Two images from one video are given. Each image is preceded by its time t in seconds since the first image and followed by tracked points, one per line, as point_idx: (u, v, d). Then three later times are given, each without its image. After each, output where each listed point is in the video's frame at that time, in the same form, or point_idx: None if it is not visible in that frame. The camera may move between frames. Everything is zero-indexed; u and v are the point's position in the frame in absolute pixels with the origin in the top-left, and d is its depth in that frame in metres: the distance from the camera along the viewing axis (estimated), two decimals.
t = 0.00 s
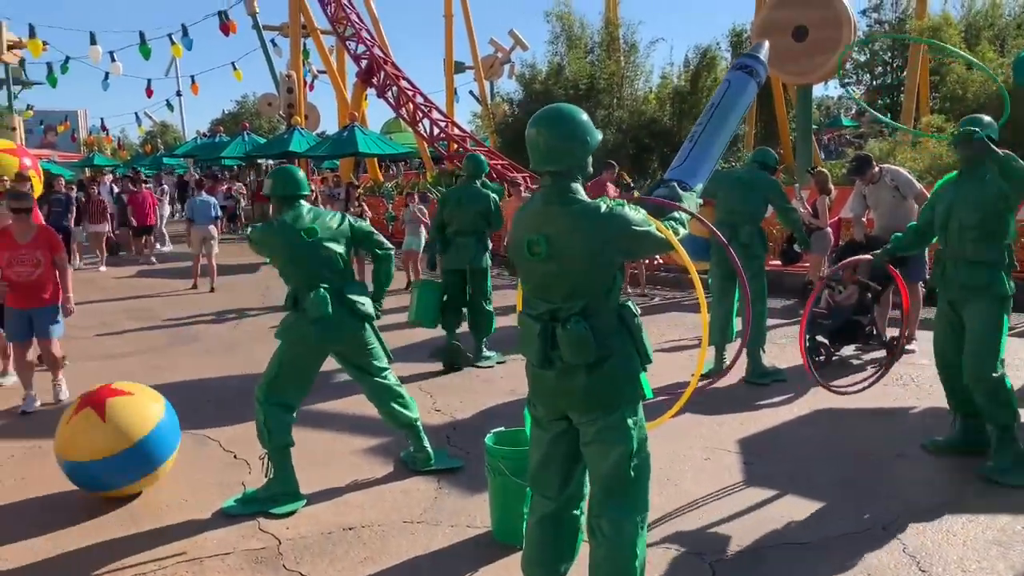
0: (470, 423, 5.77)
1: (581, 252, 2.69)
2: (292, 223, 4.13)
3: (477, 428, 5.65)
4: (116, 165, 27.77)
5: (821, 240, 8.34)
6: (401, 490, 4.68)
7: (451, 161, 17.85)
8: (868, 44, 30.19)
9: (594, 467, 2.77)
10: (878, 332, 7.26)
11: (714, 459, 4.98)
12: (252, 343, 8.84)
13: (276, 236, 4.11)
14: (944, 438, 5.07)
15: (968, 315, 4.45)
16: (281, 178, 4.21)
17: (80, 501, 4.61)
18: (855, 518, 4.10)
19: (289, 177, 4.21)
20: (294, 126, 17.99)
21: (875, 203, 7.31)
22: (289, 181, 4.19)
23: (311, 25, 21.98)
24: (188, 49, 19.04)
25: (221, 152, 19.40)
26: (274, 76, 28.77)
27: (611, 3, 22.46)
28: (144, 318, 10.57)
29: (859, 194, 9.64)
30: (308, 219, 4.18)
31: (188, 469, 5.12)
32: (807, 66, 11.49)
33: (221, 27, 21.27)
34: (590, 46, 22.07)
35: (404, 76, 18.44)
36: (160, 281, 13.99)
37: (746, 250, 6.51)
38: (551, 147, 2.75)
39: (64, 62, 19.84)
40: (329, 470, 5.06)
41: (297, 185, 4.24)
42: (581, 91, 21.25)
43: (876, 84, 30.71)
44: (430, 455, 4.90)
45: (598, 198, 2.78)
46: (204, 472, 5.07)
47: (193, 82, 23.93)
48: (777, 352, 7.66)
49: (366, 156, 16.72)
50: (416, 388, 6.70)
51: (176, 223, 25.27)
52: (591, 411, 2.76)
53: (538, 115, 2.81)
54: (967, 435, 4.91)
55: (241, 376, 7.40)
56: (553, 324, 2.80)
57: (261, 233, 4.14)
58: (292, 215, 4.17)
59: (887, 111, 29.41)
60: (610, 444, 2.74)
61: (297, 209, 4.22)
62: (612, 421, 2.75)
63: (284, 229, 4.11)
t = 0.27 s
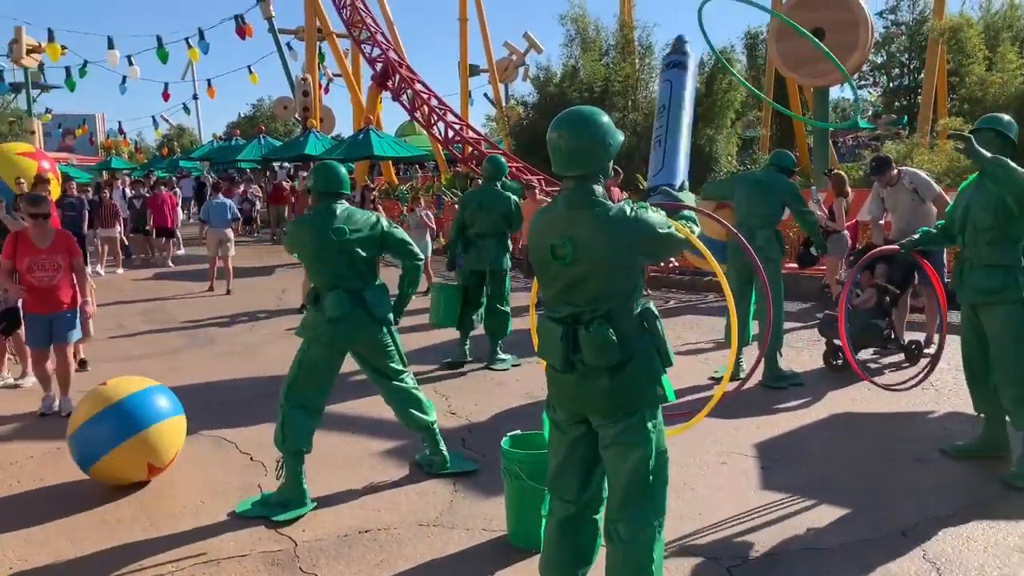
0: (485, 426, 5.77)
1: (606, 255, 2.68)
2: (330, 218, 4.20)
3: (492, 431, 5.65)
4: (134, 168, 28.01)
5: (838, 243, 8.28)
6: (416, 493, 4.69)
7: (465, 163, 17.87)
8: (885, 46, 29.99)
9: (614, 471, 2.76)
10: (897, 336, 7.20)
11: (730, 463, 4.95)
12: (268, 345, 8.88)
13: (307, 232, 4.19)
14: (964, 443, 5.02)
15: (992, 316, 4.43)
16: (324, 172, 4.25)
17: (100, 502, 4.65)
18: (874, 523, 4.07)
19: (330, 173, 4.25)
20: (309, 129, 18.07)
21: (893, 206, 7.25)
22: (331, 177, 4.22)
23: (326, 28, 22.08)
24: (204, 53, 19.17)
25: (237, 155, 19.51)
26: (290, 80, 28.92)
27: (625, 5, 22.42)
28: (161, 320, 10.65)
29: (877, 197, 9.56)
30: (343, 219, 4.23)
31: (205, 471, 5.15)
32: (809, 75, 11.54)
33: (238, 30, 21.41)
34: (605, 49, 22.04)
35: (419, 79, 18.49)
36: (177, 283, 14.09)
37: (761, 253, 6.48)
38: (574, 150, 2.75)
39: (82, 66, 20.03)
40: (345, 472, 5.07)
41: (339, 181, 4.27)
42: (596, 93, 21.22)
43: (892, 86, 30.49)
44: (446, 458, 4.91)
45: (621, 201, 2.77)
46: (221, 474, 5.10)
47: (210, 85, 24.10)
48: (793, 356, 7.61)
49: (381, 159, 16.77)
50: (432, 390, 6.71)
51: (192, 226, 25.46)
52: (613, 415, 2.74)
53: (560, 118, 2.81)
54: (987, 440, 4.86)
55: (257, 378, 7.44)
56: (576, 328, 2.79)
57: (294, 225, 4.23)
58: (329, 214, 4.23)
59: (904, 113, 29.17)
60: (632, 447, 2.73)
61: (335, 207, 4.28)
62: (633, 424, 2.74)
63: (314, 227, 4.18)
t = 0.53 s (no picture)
0: (487, 431, 5.77)
1: (624, 258, 2.68)
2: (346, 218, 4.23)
3: (495, 436, 5.65)
4: (137, 173, 28.07)
5: (840, 248, 8.28)
6: (419, 498, 4.69)
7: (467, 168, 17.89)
8: (887, 49, 30.02)
9: (627, 476, 2.75)
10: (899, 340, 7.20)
11: (733, 467, 4.95)
12: (270, 350, 8.90)
13: (324, 232, 4.20)
14: (968, 447, 5.01)
15: (994, 320, 4.43)
16: (345, 172, 4.28)
17: (103, 507, 4.65)
18: (877, 528, 4.06)
19: (352, 174, 4.28)
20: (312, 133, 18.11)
21: (895, 210, 7.25)
22: (353, 179, 4.25)
23: (328, 33, 22.15)
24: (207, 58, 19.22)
25: (239, 160, 19.55)
26: (292, 85, 28.98)
27: (627, 10, 22.45)
28: (164, 325, 10.66)
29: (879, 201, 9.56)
30: (360, 221, 4.26)
31: (207, 476, 5.15)
32: (809, 79, 11.53)
33: (240, 36, 21.48)
34: (607, 53, 22.06)
35: (421, 84, 18.52)
36: (180, 288, 14.12)
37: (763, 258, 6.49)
38: (579, 157, 2.75)
39: (86, 71, 20.09)
40: (348, 477, 5.07)
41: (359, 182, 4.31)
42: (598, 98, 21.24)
43: (895, 90, 30.48)
44: (449, 463, 4.92)
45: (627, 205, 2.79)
46: (224, 479, 5.10)
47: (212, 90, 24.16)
48: (796, 360, 7.61)
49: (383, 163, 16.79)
50: (434, 395, 6.72)
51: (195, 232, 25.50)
52: (628, 419, 2.74)
53: (565, 122, 2.81)
54: (990, 444, 4.85)
55: (259, 383, 7.45)
56: (590, 334, 2.77)
57: (312, 225, 4.22)
58: (347, 215, 4.26)
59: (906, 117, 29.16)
60: (647, 451, 2.74)
61: (352, 208, 4.31)
62: (647, 427, 2.76)
63: (332, 228, 4.20)
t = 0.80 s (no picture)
0: (481, 439, 5.77)
1: (617, 266, 2.70)
2: (348, 225, 4.24)
3: (488, 445, 5.64)
4: (129, 181, 28.00)
5: (832, 255, 8.32)
6: (412, 507, 4.68)
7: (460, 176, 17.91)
8: (877, 58, 30.25)
9: (617, 485, 2.75)
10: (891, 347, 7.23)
11: (726, 475, 4.96)
12: (263, 358, 8.87)
13: (328, 237, 4.19)
14: (959, 454, 5.03)
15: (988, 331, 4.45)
16: (350, 180, 4.31)
17: (94, 517, 4.62)
18: (869, 535, 4.07)
19: (358, 182, 4.32)
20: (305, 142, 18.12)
21: (886, 217, 7.29)
22: (357, 186, 4.29)
23: (322, 42, 22.19)
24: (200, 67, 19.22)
25: (232, 168, 19.54)
26: (285, 93, 29.00)
27: (620, 19, 22.56)
28: (156, 334, 10.62)
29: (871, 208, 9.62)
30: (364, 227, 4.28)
31: (199, 486, 5.13)
32: (800, 87, 11.61)
33: (233, 44, 21.49)
34: (600, 62, 22.14)
35: (414, 93, 18.56)
36: (172, 297, 14.08)
37: (755, 265, 6.52)
38: (571, 166, 2.76)
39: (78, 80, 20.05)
40: (340, 486, 5.06)
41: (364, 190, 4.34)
42: (590, 106, 21.31)
43: (885, 98, 30.68)
44: (442, 472, 4.91)
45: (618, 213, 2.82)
46: (215, 489, 5.08)
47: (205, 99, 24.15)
48: (788, 368, 7.63)
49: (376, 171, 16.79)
50: (427, 403, 6.71)
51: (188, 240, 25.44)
52: (619, 428, 2.75)
53: (558, 131, 2.82)
54: (980, 451, 4.87)
55: (252, 392, 7.43)
56: (581, 342, 2.77)
57: (316, 230, 4.19)
58: (350, 222, 4.26)
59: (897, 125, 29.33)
60: (637, 460, 2.75)
61: (354, 215, 4.32)
62: (637, 435, 2.77)
63: (336, 235, 4.20)
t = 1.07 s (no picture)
0: (471, 449, 5.76)
1: (592, 275, 2.69)
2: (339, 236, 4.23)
3: (478, 454, 5.64)
4: (118, 191, 27.88)
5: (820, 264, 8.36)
6: (401, 518, 4.66)
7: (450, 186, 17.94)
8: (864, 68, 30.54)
9: (601, 495, 2.75)
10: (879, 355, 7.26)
11: (716, 484, 4.96)
12: (252, 368, 8.83)
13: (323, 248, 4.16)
14: (947, 461, 5.06)
15: (981, 340, 4.45)
16: (343, 190, 4.31)
17: (80, 529, 4.58)
18: (859, 544, 4.07)
19: (349, 193, 4.32)
20: (294, 151, 18.09)
21: (875, 226, 7.33)
22: (349, 197, 4.29)
23: (311, 51, 22.20)
24: (189, 76, 19.18)
25: (221, 177, 19.48)
26: (275, 103, 28.97)
27: (609, 29, 22.68)
28: (144, 344, 10.56)
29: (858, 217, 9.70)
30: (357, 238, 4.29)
31: (187, 497, 5.08)
32: (787, 97, 11.72)
33: (222, 54, 21.47)
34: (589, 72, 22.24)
35: (403, 102, 18.58)
36: (161, 307, 14.00)
37: (742, 276, 6.53)
38: (553, 175, 2.76)
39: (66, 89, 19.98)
40: (329, 497, 5.03)
41: (355, 201, 4.34)
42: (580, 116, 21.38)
43: (873, 108, 30.94)
44: (432, 482, 4.89)
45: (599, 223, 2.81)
46: (204, 499, 5.04)
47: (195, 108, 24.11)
48: (777, 376, 7.64)
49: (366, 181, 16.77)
50: (417, 413, 6.69)
51: (177, 250, 25.33)
52: (600, 437, 2.74)
53: (539, 142, 2.83)
54: (969, 458, 4.89)
55: (241, 402, 7.39)
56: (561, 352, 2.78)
57: (310, 239, 4.16)
58: (344, 233, 4.26)
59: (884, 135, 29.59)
60: (618, 470, 2.74)
61: (346, 226, 4.32)
62: (619, 445, 2.76)
63: (331, 245, 4.18)
